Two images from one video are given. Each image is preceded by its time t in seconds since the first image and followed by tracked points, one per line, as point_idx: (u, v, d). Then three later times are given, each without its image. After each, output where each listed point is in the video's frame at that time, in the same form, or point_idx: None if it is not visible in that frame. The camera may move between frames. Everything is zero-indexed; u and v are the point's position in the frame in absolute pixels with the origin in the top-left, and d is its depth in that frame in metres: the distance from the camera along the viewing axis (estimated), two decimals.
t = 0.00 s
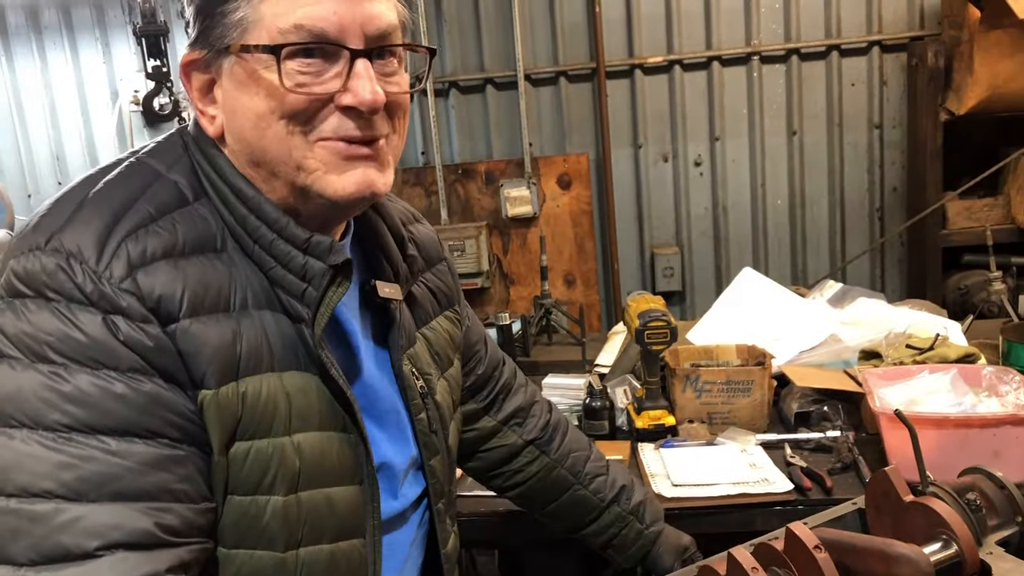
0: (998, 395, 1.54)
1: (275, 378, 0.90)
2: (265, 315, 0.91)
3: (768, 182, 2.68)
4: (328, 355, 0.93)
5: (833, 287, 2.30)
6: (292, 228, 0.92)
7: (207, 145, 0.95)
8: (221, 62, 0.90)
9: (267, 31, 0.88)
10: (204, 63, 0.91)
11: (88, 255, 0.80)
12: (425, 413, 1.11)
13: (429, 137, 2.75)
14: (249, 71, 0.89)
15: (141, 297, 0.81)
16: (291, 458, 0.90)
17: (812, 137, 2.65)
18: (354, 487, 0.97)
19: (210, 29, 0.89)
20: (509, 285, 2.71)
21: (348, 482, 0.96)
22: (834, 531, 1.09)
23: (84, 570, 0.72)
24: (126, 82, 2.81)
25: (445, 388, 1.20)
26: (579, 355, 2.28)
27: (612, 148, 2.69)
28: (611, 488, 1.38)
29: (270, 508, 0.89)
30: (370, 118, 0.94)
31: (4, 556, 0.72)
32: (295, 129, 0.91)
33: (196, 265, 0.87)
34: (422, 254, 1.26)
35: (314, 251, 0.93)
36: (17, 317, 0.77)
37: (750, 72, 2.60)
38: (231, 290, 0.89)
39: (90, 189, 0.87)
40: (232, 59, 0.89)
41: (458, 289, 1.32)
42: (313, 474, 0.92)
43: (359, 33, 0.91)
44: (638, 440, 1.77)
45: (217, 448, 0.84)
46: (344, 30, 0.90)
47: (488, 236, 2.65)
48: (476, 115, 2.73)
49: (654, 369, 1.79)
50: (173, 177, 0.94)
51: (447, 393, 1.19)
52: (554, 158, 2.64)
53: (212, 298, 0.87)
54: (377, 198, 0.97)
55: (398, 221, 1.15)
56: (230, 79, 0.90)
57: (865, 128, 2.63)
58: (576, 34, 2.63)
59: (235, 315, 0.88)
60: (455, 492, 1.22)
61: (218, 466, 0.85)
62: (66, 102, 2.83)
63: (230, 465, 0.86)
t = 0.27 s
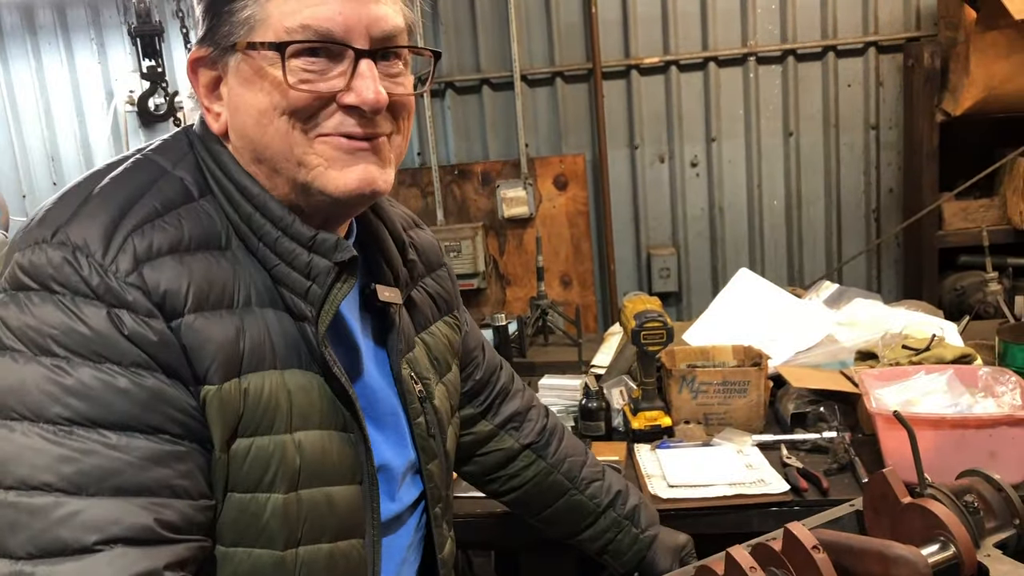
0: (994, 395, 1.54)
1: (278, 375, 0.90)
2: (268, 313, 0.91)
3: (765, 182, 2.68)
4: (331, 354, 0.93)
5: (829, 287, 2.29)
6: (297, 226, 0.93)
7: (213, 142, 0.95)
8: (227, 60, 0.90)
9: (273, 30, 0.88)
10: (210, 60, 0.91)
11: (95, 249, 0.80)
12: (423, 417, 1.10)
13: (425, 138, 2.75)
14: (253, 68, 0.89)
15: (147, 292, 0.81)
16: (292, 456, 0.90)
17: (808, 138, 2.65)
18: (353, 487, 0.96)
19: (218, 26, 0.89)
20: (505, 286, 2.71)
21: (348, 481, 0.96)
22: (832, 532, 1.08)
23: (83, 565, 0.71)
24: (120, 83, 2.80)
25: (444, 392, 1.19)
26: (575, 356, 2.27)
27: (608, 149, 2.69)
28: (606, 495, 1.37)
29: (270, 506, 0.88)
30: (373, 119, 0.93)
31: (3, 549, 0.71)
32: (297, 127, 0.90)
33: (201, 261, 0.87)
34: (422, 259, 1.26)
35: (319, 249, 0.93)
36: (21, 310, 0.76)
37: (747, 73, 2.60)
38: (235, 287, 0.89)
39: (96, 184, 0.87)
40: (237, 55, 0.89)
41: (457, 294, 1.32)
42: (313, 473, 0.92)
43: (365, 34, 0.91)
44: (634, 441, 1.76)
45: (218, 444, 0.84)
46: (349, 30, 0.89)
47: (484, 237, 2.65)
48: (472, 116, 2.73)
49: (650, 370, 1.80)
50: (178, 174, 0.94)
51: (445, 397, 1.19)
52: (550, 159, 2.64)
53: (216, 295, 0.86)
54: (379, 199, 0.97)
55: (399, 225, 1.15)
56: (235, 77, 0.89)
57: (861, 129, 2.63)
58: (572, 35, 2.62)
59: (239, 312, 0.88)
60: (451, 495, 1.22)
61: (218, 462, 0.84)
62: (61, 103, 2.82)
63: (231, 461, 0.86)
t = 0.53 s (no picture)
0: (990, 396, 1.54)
1: (281, 374, 0.89)
2: (272, 313, 0.91)
3: (761, 183, 2.68)
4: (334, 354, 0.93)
5: (825, 288, 2.29)
6: (303, 226, 0.92)
7: (221, 140, 0.94)
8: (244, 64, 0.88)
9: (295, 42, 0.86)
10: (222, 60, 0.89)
11: (100, 244, 0.79)
12: (425, 420, 1.10)
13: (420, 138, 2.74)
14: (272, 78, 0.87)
15: (151, 288, 0.81)
16: (295, 456, 0.89)
17: (804, 139, 2.65)
18: (356, 487, 0.96)
19: (234, 30, 0.87)
20: (501, 286, 2.71)
21: (351, 482, 0.95)
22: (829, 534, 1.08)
23: (81, 561, 0.71)
24: (116, 83, 2.79)
25: (445, 395, 1.19)
26: (571, 356, 2.27)
27: (604, 149, 2.69)
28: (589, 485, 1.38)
29: (272, 506, 0.88)
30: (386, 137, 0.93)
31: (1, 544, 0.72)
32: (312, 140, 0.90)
33: (206, 258, 0.86)
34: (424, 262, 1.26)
35: (324, 250, 0.93)
36: (25, 303, 0.76)
37: (743, 73, 2.60)
38: (240, 284, 0.88)
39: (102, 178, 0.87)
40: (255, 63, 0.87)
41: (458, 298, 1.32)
42: (317, 473, 0.91)
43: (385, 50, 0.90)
44: (630, 441, 1.76)
45: (222, 443, 0.83)
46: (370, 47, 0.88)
47: (480, 237, 2.64)
48: (468, 116, 2.73)
49: (646, 371, 1.79)
50: (185, 170, 0.93)
51: (447, 399, 1.19)
52: (546, 159, 2.63)
53: (221, 293, 0.86)
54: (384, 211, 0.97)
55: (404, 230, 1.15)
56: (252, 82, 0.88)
57: (857, 129, 2.63)
58: (569, 35, 2.62)
59: (244, 310, 0.88)
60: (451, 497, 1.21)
61: (222, 461, 0.84)
62: (56, 103, 2.81)
63: (234, 461, 0.85)
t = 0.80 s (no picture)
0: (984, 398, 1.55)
1: (287, 382, 0.85)
2: (278, 322, 0.86)
3: (756, 185, 2.68)
4: (333, 371, 0.90)
5: (820, 290, 2.30)
6: (309, 238, 0.88)
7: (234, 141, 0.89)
8: (325, 81, 0.79)
9: (385, 84, 0.78)
10: (277, 40, 0.81)
11: (107, 246, 0.76)
12: (422, 425, 1.10)
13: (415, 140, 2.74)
14: (349, 111, 0.80)
15: (158, 291, 0.77)
16: (302, 464, 0.86)
17: (800, 141, 2.65)
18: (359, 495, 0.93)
19: (316, 29, 0.78)
20: (497, 288, 2.70)
21: (354, 489, 0.92)
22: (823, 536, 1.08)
23: (81, 567, 0.70)
24: (111, 84, 2.79)
25: (440, 400, 1.18)
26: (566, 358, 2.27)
27: (600, 150, 2.69)
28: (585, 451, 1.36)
29: (276, 513, 0.85)
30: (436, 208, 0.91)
31: (1, 549, 0.70)
32: (374, 202, 0.85)
33: (214, 264, 0.82)
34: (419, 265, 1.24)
35: (324, 266, 0.88)
36: (28, 305, 0.73)
37: (738, 76, 2.61)
38: (248, 291, 0.84)
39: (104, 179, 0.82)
40: (340, 86, 0.78)
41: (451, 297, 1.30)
42: (323, 480, 0.88)
43: (472, 126, 0.86)
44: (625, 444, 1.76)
45: (228, 450, 0.80)
46: (457, 128, 0.84)
47: (476, 238, 2.64)
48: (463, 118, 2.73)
49: (641, 373, 1.80)
50: (189, 176, 0.88)
51: (441, 404, 1.18)
52: (542, 161, 2.64)
53: (228, 299, 0.82)
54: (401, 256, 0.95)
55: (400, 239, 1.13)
56: (326, 104, 0.79)
57: (852, 132, 2.63)
58: (564, 36, 2.63)
59: (251, 317, 0.84)
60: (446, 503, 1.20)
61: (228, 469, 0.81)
62: (50, 103, 2.81)
63: (239, 468, 0.82)
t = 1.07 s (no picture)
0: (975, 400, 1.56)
1: (283, 389, 0.84)
2: (271, 329, 0.84)
3: (748, 188, 2.69)
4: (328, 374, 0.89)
5: (813, 292, 2.30)
6: (303, 244, 0.87)
7: (222, 144, 0.87)
8: (330, 79, 0.80)
9: (388, 87, 0.81)
10: (284, 33, 0.82)
11: (102, 258, 0.73)
12: (411, 416, 1.11)
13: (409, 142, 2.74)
14: (349, 112, 0.82)
15: (155, 303, 0.74)
16: (301, 469, 0.84)
17: (793, 144, 2.66)
18: (354, 498, 0.92)
19: (324, 26, 0.80)
20: (491, 290, 2.71)
21: (349, 492, 0.91)
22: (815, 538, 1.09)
23: None
24: (104, 86, 2.79)
25: (424, 393, 1.20)
26: (560, 361, 2.27)
27: (594, 153, 2.69)
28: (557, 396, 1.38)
29: (276, 520, 0.83)
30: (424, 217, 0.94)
31: None
32: (364, 207, 0.86)
33: (210, 274, 0.80)
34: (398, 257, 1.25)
35: (321, 270, 0.88)
36: (18, 320, 0.70)
37: (732, 79, 2.62)
38: (243, 298, 0.82)
39: (96, 192, 0.79)
40: (344, 87, 0.80)
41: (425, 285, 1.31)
42: (321, 484, 0.87)
43: (467, 139, 0.89)
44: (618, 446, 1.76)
45: (230, 459, 0.77)
46: (452, 139, 0.87)
47: (470, 240, 2.64)
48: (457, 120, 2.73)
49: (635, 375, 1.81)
50: (178, 181, 0.85)
51: (425, 396, 1.20)
52: (536, 163, 2.64)
53: (225, 308, 0.80)
54: (382, 262, 0.97)
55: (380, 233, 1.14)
56: (329, 103, 0.81)
57: (845, 135, 2.64)
58: (558, 39, 2.63)
59: (245, 323, 0.81)
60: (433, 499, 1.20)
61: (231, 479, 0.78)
62: (44, 105, 2.80)
63: (240, 476, 0.80)
